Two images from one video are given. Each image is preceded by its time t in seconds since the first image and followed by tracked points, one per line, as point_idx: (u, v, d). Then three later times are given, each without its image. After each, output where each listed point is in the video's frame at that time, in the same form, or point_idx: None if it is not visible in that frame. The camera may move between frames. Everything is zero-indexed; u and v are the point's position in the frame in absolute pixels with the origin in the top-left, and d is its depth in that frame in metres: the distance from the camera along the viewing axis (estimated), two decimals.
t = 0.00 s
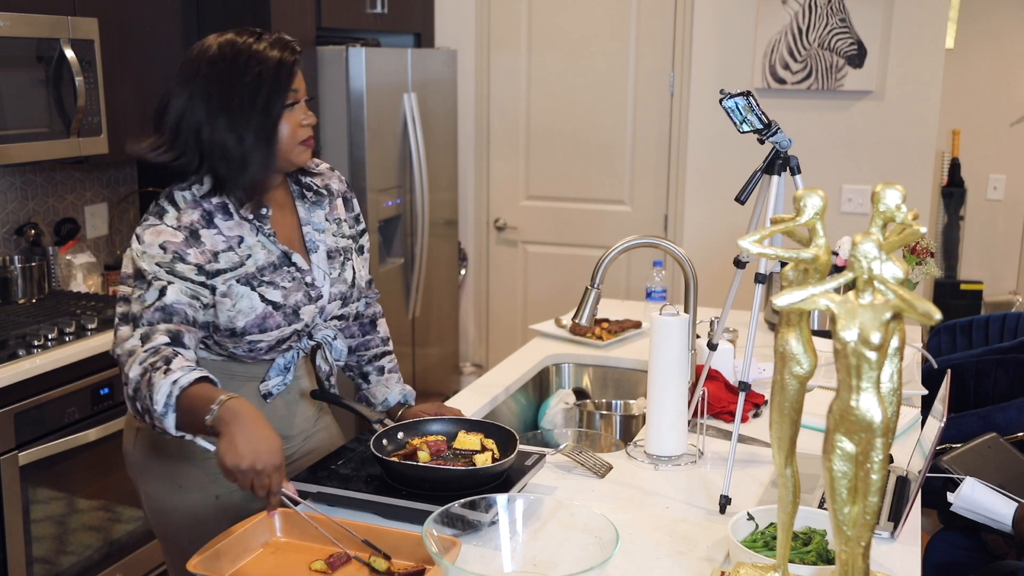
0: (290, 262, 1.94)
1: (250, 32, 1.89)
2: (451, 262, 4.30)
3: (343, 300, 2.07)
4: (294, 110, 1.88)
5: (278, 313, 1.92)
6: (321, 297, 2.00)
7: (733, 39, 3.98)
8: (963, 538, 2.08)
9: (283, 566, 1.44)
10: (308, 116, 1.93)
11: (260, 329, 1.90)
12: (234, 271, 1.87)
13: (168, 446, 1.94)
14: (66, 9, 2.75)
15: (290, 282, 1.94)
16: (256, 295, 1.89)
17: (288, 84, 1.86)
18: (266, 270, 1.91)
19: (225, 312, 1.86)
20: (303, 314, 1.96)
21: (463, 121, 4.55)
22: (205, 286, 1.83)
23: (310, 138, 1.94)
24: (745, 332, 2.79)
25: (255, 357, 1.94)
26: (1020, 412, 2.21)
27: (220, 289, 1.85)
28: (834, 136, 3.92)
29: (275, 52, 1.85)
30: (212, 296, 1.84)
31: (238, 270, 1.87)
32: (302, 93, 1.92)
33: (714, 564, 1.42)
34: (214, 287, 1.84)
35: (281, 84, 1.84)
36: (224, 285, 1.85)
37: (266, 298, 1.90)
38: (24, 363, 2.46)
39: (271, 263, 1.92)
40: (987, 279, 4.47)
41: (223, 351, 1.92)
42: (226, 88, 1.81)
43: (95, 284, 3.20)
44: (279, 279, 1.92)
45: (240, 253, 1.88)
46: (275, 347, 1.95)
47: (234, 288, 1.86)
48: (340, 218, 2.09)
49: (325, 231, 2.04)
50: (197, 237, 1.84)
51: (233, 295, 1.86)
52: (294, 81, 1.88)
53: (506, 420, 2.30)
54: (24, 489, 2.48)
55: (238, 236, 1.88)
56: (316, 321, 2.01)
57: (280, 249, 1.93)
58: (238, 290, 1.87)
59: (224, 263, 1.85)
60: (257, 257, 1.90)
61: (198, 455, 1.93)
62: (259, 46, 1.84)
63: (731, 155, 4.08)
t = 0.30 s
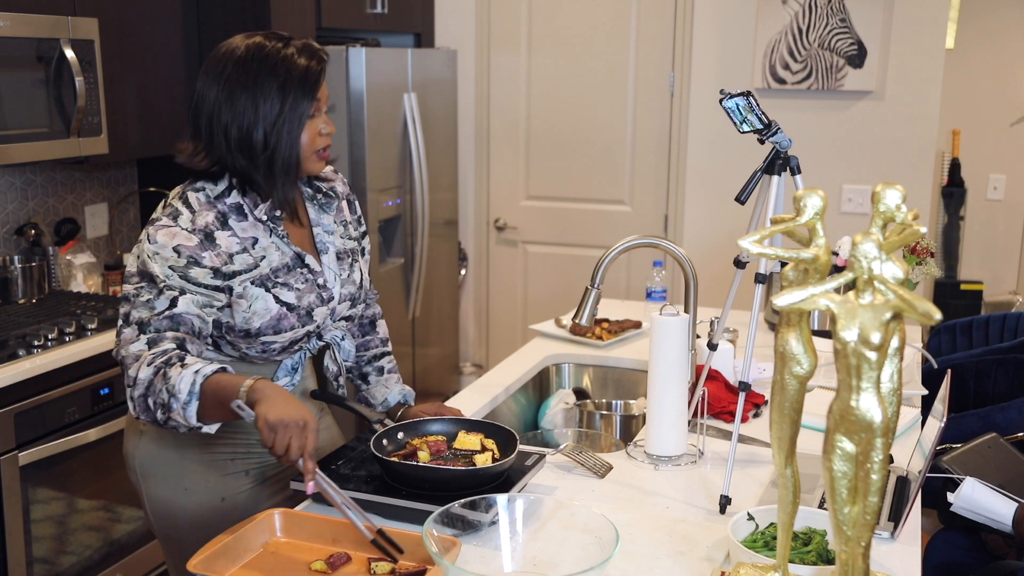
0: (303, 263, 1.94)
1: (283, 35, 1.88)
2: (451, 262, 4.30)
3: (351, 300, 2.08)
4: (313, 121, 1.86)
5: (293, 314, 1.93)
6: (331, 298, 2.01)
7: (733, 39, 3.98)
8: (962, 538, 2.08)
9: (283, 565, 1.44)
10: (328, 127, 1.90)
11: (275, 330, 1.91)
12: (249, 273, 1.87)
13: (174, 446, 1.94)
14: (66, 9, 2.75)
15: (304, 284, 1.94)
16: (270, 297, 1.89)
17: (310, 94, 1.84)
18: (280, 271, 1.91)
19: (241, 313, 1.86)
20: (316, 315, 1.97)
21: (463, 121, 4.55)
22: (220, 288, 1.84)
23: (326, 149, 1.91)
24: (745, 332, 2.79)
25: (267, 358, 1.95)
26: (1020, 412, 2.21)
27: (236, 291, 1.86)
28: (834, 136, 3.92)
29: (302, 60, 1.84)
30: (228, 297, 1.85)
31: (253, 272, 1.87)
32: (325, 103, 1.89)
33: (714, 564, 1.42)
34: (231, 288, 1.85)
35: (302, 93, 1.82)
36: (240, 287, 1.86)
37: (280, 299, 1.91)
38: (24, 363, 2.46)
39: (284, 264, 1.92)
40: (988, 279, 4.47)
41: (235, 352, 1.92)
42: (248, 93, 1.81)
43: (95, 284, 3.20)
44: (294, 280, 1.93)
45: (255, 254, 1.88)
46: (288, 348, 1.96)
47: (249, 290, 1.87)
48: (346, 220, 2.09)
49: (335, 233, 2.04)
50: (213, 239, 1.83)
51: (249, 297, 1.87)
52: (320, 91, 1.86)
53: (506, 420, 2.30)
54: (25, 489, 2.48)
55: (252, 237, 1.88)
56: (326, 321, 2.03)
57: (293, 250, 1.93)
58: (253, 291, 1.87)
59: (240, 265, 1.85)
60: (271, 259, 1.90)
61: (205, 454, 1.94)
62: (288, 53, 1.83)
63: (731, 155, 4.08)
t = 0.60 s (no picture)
0: (308, 262, 1.95)
1: (289, 45, 1.85)
2: (451, 262, 4.30)
3: (355, 302, 2.08)
4: (283, 140, 1.83)
5: (301, 312, 1.93)
6: (336, 298, 2.01)
7: (733, 38, 3.97)
8: (962, 538, 2.08)
9: (283, 565, 1.44)
10: (306, 150, 1.85)
11: (283, 327, 1.91)
12: (257, 270, 1.86)
13: (175, 447, 1.94)
14: (66, 9, 2.75)
15: (310, 281, 1.94)
16: (279, 294, 1.89)
17: (281, 113, 1.80)
18: (287, 269, 1.91)
19: (248, 310, 1.86)
20: (322, 313, 1.97)
21: (463, 121, 4.55)
22: (224, 288, 1.83)
23: (301, 170, 1.87)
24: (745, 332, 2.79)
25: (273, 358, 1.94)
26: (1019, 412, 2.21)
27: (242, 290, 1.85)
28: (834, 136, 3.92)
29: (287, 78, 1.79)
30: (235, 296, 1.85)
31: (261, 270, 1.87)
32: (308, 125, 1.84)
33: (714, 564, 1.43)
34: (235, 288, 1.84)
35: (272, 111, 1.79)
36: (246, 286, 1.85)
37: (288, 296, 1.90)
38: (24, 363, 2.46)
39: (291, 262, 1.92)
40: (988, 279, 4.47)
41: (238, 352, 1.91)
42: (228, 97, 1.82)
43: (95, 284, 3.20)
44: (301, 278, 1.93)
45: (261, 252, 1.87)
46: (295, 345, 1.96)
47: (257, 288, 1.87)
48: (351, 222, 2.10)
49: (340, 234, 2.05)
50: (216, 239, 1.82)
51: (256, 295, 1.86)
52: (298, 110, 1.82)
53: (506, 420, 2.30)
54: (25, 488, 2.48)
55: (257, 234, 1.87)
56: (331, 322, 2.03)
57: (300, 248, 1.93)
58: (261, 289, 1.87)
59: (247, 263, 1.85)
60: (279, 257, 1.90)
61: (207, 455, 1.94)
62: (276, 66, 1.80)
63: (731, 156, 4.08)
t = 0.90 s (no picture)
0: (296, 262, 1.93)
1: (287, 46, 1.84)
2: (451, 262, 4.30)
3: (348, 304, 2.07)
4: (274, 141, 1.82)
5: (281, 313, 1.91)
6: (325, 300, 1.99)
7: (733, 38, 3.97)
8: (962, 538, 2.08)
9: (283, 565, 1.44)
10: (297, 152, 1.84)
11: (262, 329, 1.90)
12: (236, 271, 1.86)
13: (170, 446, 1.94)
14: (66, 10, 2.75)
15: (295, 282, 1.93)
16: (258, 295, 1.88)
17: (274, 113, 1.80)
18: (270, 270, 1.90)
19: (226, 311, 1.85)
20: (305, 316, 1.95)
21: (463, 121, 4.55)
22: (201, 288, 1.83)
23: (290, 172, 1.86)
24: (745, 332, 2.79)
25: (256, 358, 1.93)
26: (1020, 412, 2.21)
27: (219, 290, 1.84)
28: (834, 136, 3.92)
29: (283, 78, 1.79)
30: (213, 296, 1.84)
31: (240, 271, 1.86)
32: (300, 127, 1.83)
33: (715, 564, 1.43)
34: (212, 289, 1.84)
35: (265, 111, 1.79)
36: (224, 286, 1.85)
37: (269, 297, 1.89)
38: (24, 363, 2.45)
39: (275, 262, 1.91)
40: (988, 279, 4.47)
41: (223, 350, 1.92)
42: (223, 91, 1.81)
43: (95, 284, 3.20)
44: (284, 279, 1.92)
45: (242, 253, 1.87)
46: (277, 347, 1.94)
47: (235, 288, 1.86)
48: (349, 222, 2.09)
49: (335, 235, 2.04)
50: (194, 239, 1.82)
51: (234, 295, 1.86)
52: (291, 114, 1.81)
53: (506, 420, 2.30)
54: (25, 488, 2.48)
55: (239, 233, 1.87)
56: (319, 324, 2.01)
57: (286, 249, 1.91)
58: (240, 290, 1.86)
59: (225, 263, 1.84)
60: (261, 257, 1.89)
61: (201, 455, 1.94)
62: (273, 66, 1.80)
63: (731, 156, 4.08)
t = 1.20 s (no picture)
0: (290, 264, 1.93)
1: (270, 45, 1.83)
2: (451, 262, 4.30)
3: (345, 305, 2.06)
4: (265, 144, 1.82)
5: (274, 314, 1.91)
6: (320, 301, 1.99)
7: (734, 38, 3.97)
8: (962, 538, 2.08)
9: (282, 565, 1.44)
10: (288, 152, 1.84)
11: (255, 330, 1.90)
12: (228, 272, 1.86)
13: (166, 445, 1.95)
14: (66, 9, 2.75)
15: (289, 284, 1.93)
16: (251, 296, 1.88)
17: (263, 117, 1.79)
18: (262, 272, 1.90)
19: (216, 313, 1.86)
20: (299, 317, 1.95)
21: (463, 121, 4.55)
22: (189, 289, 1.82)
23: (285, 173, 1.86)
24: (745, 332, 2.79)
25: (250, 359, 1.94)
26: (1019, 412, 2.21)
27: (208, 292, 1.84)
28: (834, 136, 3.92)
29: (268, 79, 1.78)
30: (201, 298, 1.84)
31: (233, 271, 1.86)
32: (290, 127, 1.82)
33: (714, 564, 1.43)
34: (201, 291, 1.83)
35: (253, 115, 1.78)
36: (213, 287, 1.84)
37: (261, 298, 1.89)
38: (24, 363, 2.45)
39: (269, 264, 1.90)
40: (988, 279, 4.47)
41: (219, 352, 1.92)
42: (208, 98, 1.80)
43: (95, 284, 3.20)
44: (277, 281, 1.91)
45: (236, 254, 1.86)
46: (271, 348, 1.95)
47: (227, 289, 1.86)
48: (348, 221, 2.09)
49: (332, 235, 2.04)
50: (188, 237, 1.81)
51: (225, 297, 1.86)
52: (278, 114, 1.80)
53: (506, 420, 2.30)
54: (25, 488, 2.48)
55: (235, 236, 1.86)
56: (316, 325, 2.01)
57: (280, 250, 1.91)
58: (232, 291, 1.86)
59: (217, 264, 1.84)
60: (254, 259, 1.88)
61: (198, 452, 1.94)
62: (258, 66, 1.78)
63: (731, 156, 4.08)
